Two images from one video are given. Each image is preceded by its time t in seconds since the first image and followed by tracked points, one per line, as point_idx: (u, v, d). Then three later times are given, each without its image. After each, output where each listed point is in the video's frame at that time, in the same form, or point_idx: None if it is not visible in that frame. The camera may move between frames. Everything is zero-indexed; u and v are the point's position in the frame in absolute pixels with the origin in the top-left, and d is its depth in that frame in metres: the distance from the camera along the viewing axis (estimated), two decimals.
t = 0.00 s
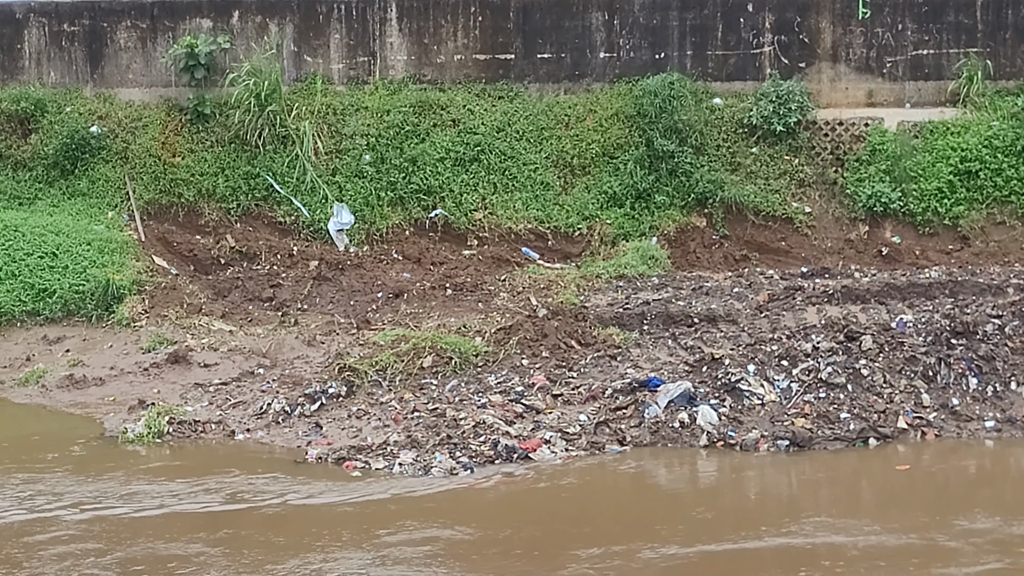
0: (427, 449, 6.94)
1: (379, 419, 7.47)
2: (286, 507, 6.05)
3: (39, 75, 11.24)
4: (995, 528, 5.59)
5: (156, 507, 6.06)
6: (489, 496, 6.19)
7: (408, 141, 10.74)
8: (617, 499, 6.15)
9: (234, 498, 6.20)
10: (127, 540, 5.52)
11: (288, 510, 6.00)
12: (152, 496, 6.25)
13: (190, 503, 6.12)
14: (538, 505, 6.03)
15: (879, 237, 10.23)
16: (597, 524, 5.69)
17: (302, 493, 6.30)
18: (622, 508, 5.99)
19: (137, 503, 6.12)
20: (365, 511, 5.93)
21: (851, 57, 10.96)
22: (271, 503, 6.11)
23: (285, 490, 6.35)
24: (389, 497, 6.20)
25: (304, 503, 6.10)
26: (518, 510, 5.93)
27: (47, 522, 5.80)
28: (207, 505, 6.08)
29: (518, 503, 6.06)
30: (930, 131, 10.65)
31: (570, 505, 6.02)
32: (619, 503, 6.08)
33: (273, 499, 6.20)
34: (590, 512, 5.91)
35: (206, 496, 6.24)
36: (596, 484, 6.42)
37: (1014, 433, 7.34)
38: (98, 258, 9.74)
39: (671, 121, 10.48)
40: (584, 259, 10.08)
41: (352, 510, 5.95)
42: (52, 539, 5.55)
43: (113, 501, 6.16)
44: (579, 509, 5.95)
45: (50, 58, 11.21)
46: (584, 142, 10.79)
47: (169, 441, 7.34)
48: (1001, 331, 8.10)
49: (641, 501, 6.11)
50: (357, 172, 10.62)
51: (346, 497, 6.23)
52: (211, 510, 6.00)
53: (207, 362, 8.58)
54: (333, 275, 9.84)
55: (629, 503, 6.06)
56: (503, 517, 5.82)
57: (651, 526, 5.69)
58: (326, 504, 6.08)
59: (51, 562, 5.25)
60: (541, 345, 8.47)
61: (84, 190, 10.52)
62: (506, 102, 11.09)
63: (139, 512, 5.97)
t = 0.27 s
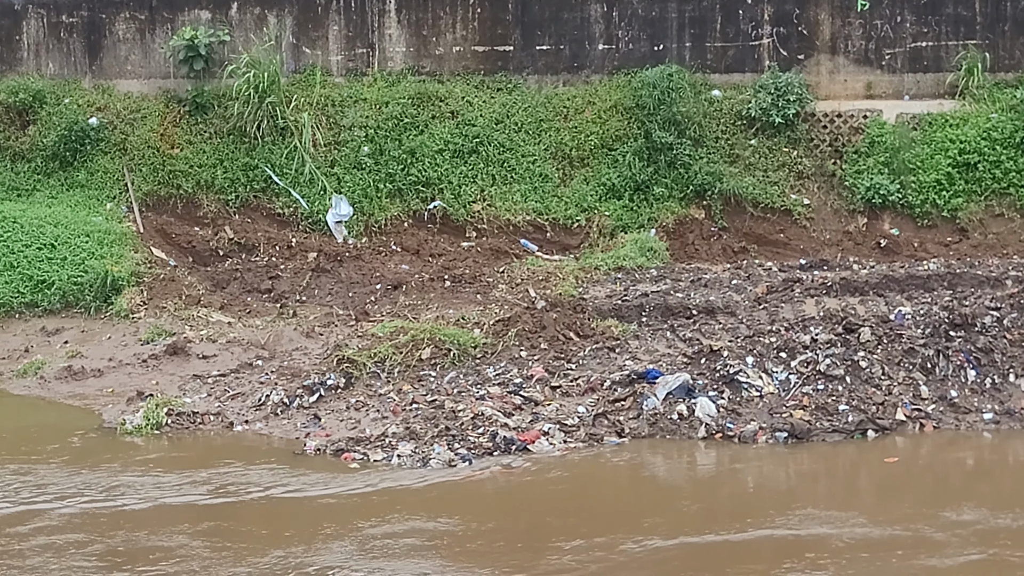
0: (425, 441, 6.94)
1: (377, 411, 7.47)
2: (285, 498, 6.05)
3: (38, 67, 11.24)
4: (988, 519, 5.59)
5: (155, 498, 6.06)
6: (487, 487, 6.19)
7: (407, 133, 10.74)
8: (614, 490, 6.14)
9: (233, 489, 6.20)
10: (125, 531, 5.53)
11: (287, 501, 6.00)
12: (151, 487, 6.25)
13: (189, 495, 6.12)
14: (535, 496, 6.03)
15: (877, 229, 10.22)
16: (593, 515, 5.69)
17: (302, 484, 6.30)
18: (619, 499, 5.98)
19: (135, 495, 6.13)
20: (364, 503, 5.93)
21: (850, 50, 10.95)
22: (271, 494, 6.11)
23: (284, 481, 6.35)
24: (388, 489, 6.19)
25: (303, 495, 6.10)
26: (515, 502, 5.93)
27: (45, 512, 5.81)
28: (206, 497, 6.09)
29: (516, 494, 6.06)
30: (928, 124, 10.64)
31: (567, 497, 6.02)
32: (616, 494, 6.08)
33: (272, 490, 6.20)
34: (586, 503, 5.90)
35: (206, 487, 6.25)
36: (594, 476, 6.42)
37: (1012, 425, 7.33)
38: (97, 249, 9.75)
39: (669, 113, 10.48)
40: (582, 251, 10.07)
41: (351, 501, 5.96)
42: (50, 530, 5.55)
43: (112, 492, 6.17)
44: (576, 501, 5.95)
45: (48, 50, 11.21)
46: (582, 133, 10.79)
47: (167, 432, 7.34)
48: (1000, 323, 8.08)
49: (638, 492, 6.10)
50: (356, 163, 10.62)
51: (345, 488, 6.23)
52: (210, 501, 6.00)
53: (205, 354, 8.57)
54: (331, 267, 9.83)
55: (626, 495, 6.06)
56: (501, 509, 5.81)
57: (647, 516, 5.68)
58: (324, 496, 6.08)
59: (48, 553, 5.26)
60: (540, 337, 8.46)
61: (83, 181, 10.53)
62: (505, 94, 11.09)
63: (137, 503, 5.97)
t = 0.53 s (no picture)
0: (424, 437, 6.95)
1: (376, 406, 7.47)
2: (286, 494, 6.05)
3: (36, 63, 11.22)
4: (985, 515, 5.59)
5: (154, 494, 6.06)
6: (487, 483, 6.20)
7: (405, 129, 10.74)
8: (612, 486, 6.14)
9: (234, 485, 6.20)
10: (126, 526, 5.53)
11: (287, 497, 6.00)
12: (150, 483, 6.25)
13: (188, 490, 6.12)
14: (533, 492, 6.03)
15: (876, 225, 10.22)
16: (590, 511, 5.69)
17: (302, 480, 6.30)
18: (617, 495, 5.99)
19: (134, 490, 6.13)
20: (363, 499, 5.93)
21: (849, 46, 10.95)
22: (271, 490, 6.11)
23: (284, 477, 6.35)
24: (387, 485, 6.20)
25: (303, 490, 6.11)
26: (514, 497, 5.93)
27: (44, 507, 5.81)
28: (207, 492, 6.09)
29: (516, 490, 6.06)
30: (927, 119, 10.64)
31: (565, 493, 6.02)
32: (614, 490, 6.08)
33: (272, 486, 6.20)
34: (584, 499, 5.91)
35: (207, 483, 6.25)
36: (593, 471, 6.42)
37: (1011, 421, 7.34)
38: (96, 245, 9.75)
39: (668, 109, 10.48)
40: (581, 246, 10.07)
41: (349, 496, 5.97)
42: (48, 525, 5.55)
43: (111, 487, 6.17)
44: (574, 497, 5.95)
45: (46, 45, 11.20)
46: (581, 129, 10.79)
47: (166, 428, 7.34)
48: (999, 319, 8.09)
49: (636, 488, 6.11)
50: (355, 159, 10.61)
51: (345, 484, 6.23)
52: (211, 497, 6.00)
53: (204, 349, 8.57)
54: (330, 263, 9.83)
55: (624, 491, 6.06)
56: (501, 504, 5.82)
57: (644, 512, 5.68)
58: (324, 491, 6.08)
59: (47, 547, 5.26)
60: (539, 332, 8.46)
61: (82, 177, 10.52)
62: (503, 90, 11.08)
63: (137, 499, 5.97)
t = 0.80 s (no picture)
0: (425, 435, 6.99)
1: (377, 404, 7.51)
2: (290, 492, 6.09)
3: (39, 62, 11.26)
4: (981, 513, 5.64)
5: (160, 492, 6.10)
6: (489, 482, 6.23)
7: (407, 128, 10.77)
8: (613, 484, 6.18)
9: (239, 484, 6.23)
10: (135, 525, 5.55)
11: (292, 495, 6.03)
12: (153, 481, 6.28)
13: (191, 488, 6.16)
14: (535, 490, 6.06)
15: (875, 224, 10.27)
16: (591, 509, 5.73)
17: (307, 478, 6.34)
18: (616, 493, 6.03)
19: (138, 488, 6.16)
20: (367, 497, 5.96)
21: (849, 45, 10.99)
22: (275, 488, 6.15)
23: (289, 476, 6.39)
24: (391, 483, 6.23)
25: (308, 489, 6.14)
26: (518, 495, 5.96)
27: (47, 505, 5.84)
28: (213, 491, 6.12)
29: (518, 489, 6.09)
30: (926, 119, 10.68)
31: (567, 491, 6.05)
32: (615, 488, 6.11)
33: (277, 484, 6.23)
34: (586, 498, 5.94)
35: (212, 481, 6.28)
36: (592, 469, 6.47)
37: (1009, 419, 7.38)
38: (98, 244, 9.79)
39: (668, 108, 10.52)
40: (582, 245, 10.11)
41: (351, 494, 6.02)
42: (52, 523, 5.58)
43: (115, 486, 6.20)
44: (574, 495, 5.99)
45: (48, 44, 11.24)
46: (581, 129, 10.83)
47: (169, 426, 7.38)
48: (997, 318, 8.13)
49: (636, 486, 6.15)
50: (356, 158, 10.65)
51: (349, 482, 6.26)
52: (217, 495, 6.03)
53: (206, 348, 8.61)
54: (332, 262, 9.87)
55: (625, 489, 6.09)
56: (504, 503, 5.85)
57: (644, 510, 5.72)
58: (328, 489, 6.12)
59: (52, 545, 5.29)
60: (539, 331, 8.50)
61: (85, 176, 10.56)
62: (504, 89, 11.12)
63: (141, 496, 6.02)
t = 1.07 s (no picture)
0: (426, 436, 6.98)
1: (378, 406, 7.52)
2: (290, 493, 6.08)
3: (40, 63, 11.26)
4: (981, 515, 5.63)
5: (161, 493, 6.09)
6: (489, 483, 6.23)
7: (408, 130, 10.77)
8: (614, 486, 6.17)
9: (239, 485, 6.23)
10: (128, 526, 5.55)
11: (292, 496, 6.03)
12: (153, 482, 6.28)
13: (191, 489, 6.16)
14: (535, 491, 6.06)
15: (877, 225, 10.26)
16: (591, 510, 5.73)
17: (307, 479, 6.33)
18: (616, 494, 6.03)
19: (138, 489, 6.16)
20: (368, 498, 5.96)
21: (850, 47, 10.99)
22: (275, 490, 6.14)
23: (289, 477, 6.38)
24: (391, 484, 6.23)
25: (308, 490, 6.14)
26: (518, 497, 5.96)
27: (48, 506, 5.85)
28: (213, 492, 6.11)
29: (519, 490, 6.09)
30: (928, 120, 10.67)
31: (567, 492, 6.05)
32: (616, 490, 6.11)
33: (278, 485, 6.22)
34: (586, 499, 5.93)
35: (212, 482, 6.27)
36: (593, 471, 6.46)
37: (1011, 421, 7.37)
38: (100, 245, 9.79)
39: (670, 109, 10.52)
40: (583, 247, 10.11)
41: (351, 495, 6.01)
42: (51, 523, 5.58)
43: (115, 487, 6.20)
44: (574, 496, 5.98)
45: (50, 46, 11.24)
46: (582, 130, 10.83)
47: (169, 427, 7.38)
48: (999, 320, 8.12)
49: (637, 488, 6.14)
50: (357, 159, 10.65)
51: (350, 483, 6.26)
52: (218, 496, 6.03)
53: (207, 349, 8.61)
54: (333, 263, 9.87)
55: (626, 490, 6.09)
56: (504, 504, 5.85)
57: (643, 511, 5.72)
58: (328, 491, 6.11)
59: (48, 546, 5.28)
60: (540, 332, 8.49)
61: (86, 177, 10.56)
62: (505, 91, 11.12)
63: (141, 497, 6.01)
